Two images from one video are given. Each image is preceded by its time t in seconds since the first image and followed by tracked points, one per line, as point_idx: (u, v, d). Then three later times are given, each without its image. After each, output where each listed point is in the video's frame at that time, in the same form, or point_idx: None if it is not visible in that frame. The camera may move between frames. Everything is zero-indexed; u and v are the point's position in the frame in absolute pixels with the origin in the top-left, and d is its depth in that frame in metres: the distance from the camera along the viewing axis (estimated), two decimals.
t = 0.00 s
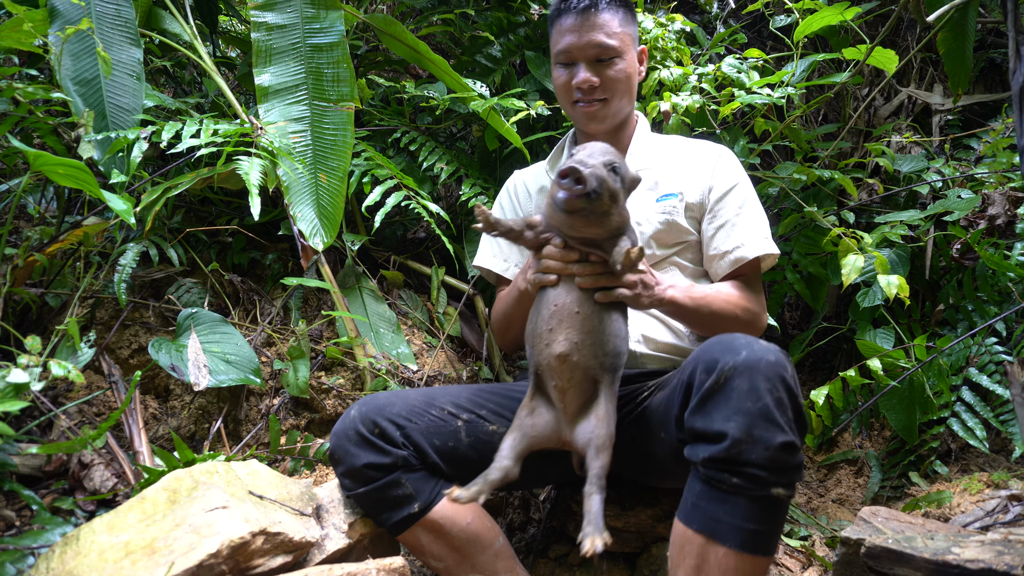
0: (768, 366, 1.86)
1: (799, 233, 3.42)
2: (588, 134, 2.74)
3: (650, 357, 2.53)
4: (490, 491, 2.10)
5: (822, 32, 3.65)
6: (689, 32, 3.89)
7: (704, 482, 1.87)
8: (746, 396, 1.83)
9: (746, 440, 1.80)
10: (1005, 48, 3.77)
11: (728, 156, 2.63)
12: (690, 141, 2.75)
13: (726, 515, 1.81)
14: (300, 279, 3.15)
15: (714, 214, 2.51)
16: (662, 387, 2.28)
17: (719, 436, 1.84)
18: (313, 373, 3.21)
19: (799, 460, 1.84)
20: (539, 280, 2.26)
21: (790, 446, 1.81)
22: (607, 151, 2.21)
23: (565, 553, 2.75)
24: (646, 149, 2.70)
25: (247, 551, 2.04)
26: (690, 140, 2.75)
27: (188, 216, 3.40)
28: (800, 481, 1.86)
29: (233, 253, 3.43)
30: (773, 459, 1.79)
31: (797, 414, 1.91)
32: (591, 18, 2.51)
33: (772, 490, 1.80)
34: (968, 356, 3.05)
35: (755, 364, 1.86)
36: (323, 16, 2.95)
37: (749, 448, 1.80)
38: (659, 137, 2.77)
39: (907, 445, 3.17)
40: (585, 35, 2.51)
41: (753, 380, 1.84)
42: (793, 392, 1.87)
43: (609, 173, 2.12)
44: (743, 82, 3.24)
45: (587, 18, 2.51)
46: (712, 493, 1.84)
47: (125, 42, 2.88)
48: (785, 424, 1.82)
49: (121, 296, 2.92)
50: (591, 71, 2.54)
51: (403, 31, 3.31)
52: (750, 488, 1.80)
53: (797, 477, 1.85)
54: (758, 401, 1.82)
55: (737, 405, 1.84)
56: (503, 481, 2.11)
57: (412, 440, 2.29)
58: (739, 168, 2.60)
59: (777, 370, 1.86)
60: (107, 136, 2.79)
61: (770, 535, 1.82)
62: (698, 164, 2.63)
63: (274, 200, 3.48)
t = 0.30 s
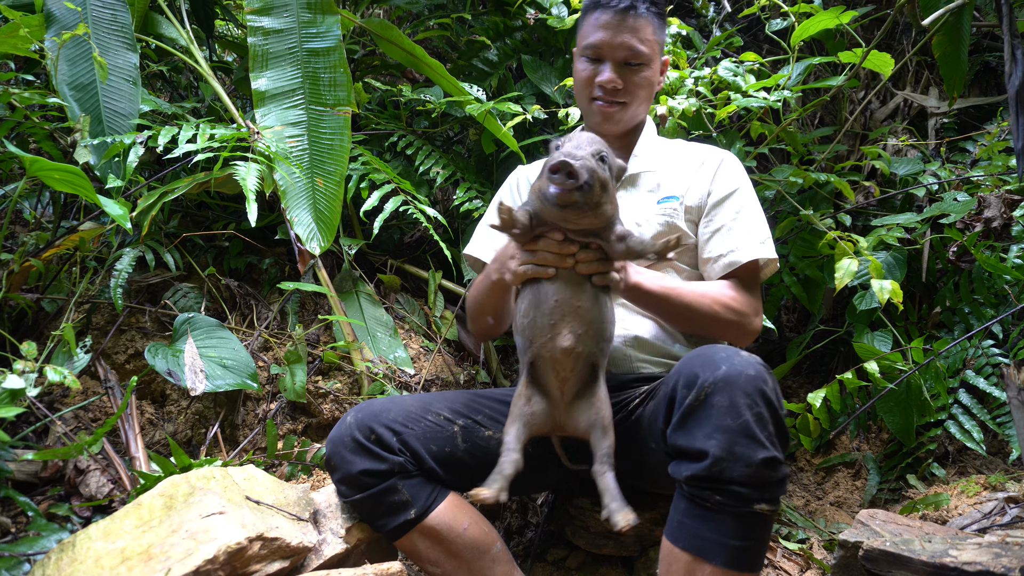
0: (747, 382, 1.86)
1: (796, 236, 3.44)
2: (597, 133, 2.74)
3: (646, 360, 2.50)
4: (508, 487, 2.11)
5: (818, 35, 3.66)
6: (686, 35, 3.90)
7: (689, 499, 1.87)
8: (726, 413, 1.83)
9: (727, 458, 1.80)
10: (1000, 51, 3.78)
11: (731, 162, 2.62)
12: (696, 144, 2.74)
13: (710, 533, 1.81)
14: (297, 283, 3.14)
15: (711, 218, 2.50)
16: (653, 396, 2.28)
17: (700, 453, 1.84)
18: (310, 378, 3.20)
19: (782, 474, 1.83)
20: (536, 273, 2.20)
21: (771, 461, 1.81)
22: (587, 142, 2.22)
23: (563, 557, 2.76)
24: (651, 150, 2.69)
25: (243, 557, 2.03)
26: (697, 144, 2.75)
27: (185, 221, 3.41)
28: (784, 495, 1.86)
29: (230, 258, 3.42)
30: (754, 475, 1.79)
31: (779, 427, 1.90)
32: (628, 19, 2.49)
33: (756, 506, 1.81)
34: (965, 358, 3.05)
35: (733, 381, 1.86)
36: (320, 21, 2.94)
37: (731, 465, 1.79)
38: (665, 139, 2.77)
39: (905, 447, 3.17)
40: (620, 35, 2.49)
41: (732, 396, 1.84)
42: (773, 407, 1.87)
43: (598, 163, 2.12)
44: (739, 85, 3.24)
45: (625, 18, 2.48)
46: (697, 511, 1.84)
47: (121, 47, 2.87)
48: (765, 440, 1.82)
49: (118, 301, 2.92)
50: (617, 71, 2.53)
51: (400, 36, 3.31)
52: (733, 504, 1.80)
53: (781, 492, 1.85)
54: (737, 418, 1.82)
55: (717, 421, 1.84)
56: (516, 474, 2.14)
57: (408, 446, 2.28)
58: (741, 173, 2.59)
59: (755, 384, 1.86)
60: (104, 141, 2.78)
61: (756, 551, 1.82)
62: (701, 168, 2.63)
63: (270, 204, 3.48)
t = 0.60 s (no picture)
0: (729, 387, 1.86)
1: (792, 238, 3.44)
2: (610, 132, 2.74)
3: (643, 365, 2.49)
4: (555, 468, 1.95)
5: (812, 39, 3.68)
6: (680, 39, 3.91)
7: (675, 505, 1.88)
8: (708, 418, 1.84)
9: (711, 464, 1.80)
10: (993, 55, 3.81)
11: (731, 175, 2.64)
12: (700, 155, 2.75)
13: (697, 538, 1.82)
14: (292, 287, 3.14)
15: (704, 226, 2.52)
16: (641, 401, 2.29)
17: (684, 460, 1.84)
18: (307, 383, 3.20)
19: (767, 477, 1.84)
20: (543, 256, 2.17)
21: (755, 465, 1.81)
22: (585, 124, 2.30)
23: (560, 561, 2.76)
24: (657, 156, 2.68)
25: (239, 563, 2.02)
26: (699, 155, 2.76)
27: (181, 225, 3.40)
28: (769, 496, 1.86)
29: (226, 262, 3.42)
30: (739, 480, 1.79)
31: (764, 429, 1.90)
32: (675, 30, 2.50)
33: (741, 510, 1.82)
34: (960, 361, 3.06)
35: (714, 386, 1.86)
36: (315, 25, 2.95)
37: (716, 470, 1.80)
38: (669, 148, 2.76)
39: (900, 449, 3.18)
40: (664, 42, 2.50)
41: (714, 401, 1.84)
42: (756, 410, 1.87)
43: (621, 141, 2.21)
44: (733, 88, 3.24)
45: (671, 28, 2.49)
46: (684, 517, 1.85)
47: (116, 52, 2.87)
48: (749, 444, 1.83)
49: (113, 306, 2.91)
50: (649, 78, 2.54)
51: (396, 40, 3.32)
52: (718, 509, 1.81)
53: (767, 493, 1.85)
54: (720, 423, 1.82)
55: (700, 427, 1.84)
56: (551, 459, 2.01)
57: (404, 451, 2.27)
58: (742, 189, 2.61)
59: (738, 389, 1.86)
60: (99, 146, 2.78)
61: (743, 554, 1.84)
62: (703, 178, 2.64)
63: (266, 209, 3.48)
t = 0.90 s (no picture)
0: (731, 377, 1.85)
1: (786, 240, 3.45)
2: (609, 138, 2.74)
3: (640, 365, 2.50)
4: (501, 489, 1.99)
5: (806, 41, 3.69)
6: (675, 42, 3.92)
7: (678, 496, 1.86)
8: (711, 408, 1.83)
9: (713, 453, 1.79)
10: (985, 56, 3.83)
11: (732, 179, 2.64)
12: (700, 159, 2.76)
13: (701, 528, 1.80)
14: (289, 292, 3.14)
15: (705, 230, 2.52)
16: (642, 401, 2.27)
17: (686, 450, 1.83)
18: (303, 387, 3.20)
19: (769, 467, 1.82)
20: (520, 268, 2.16)
21: (758, 454, 1.80)
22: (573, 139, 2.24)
23: (558, 563, 2.76)
24: (655, 162, 2.69)
25: (237, 568, 2.01)
26: (699, 159, 2.76)
27: (176, 230, 3.40)
28: (772, 486, 1.84)
29: (221, 267, 3.42)
30: (742, 470, 1.78)
31: (767, 419, 1.89)
32: (668, 37, 2.51)
33: (744, 499, 1.80)
34: (955, 360, 3.08)
35: (716, 376, 1.85)
36: (310, 30, 2.95)
37: (718, 460, 1.79)
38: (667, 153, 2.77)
39: (897, 449, 3.18)
40: (657, 49, 2.51)
41: (716, 391, 1.84)
42: (759, 400, 1.86)
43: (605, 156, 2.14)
44: (728, 91, 3.25)
45: (664, 35, 2.51)
46: (687, 507, 1.84)
47: (110, 57, 2.86)
48: (751, 433, 1.81)
49: (108, 311, 2.91)
50: (645, 83, 2.54)
51: (390, 44, 3.32)
52: (722, 499, 1.79)
53: (770, 484, 1.84)
54: (722, 413, 1.81)
55: (703, 417, 1.83)
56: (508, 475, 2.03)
57: (403, 453, 2.27)
58: (742, 191, 2.61)
59: (740, 379, 1.85)
60: (93, 152, 2.77)
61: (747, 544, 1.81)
62: (702, 181, 2.64)
63: (262, 214, 3.48)
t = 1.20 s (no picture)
0: (752, 386, 1.87)
1: (784, 242, 3.46)
2: (616, 133, 2.71)
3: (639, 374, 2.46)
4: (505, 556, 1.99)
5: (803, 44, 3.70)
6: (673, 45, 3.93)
7: (697, 507, 1.86)
8: (733, 417, 1.84)
9: (735, 462, 1.80)
10: (982, 60, 3.84)
11: (739, 179, 2.58)
12: (708, 158, 2.71)
13: (722, 539, 1.81)
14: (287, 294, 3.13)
15: (708, 233, 2.48)
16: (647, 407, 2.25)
17: (709, 459, 1.83)
18: (301, 389, 3.20)
19: (790, 478, 1.84)
20: (496, 317, 2.08)
21: (779, 465, 1.81)
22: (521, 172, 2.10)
23: (556, 566, 2.76)
24: (661, 162, 2.65)
25: (233, 570, 2.00)
26: (707, 158, 2.71)
27: (174, 232, 3.40)
28: (792, 498, 1.86)
29: (219, 269, 3.41)
30: (763, 480, 1.79)
31: (786, 431, 1.91)
32: (676, 27, 2.47)
33: (766, 511, 1.80)
34: (952, 364, 3.08)
35: (738, 384, 1.87)
36: (308, 32, 2.95)
37: (740, 469, 1.80)
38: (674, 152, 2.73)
39: (894, 452, 3.19)
40: (665, 41, 2.47)
41: (738, 400, 1.85)
42: (779, 409, 1.88)
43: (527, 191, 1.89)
44: (726, 94, 3.25)
45: (672, 26, 2.47)
46: (707, 518, 1.84)
47: (108, 59, 2.87)
48: (773, 443, 1.83)
49: (106, 313, 2.90)
50: (653, 76, 2.51)
51: (389, 47, 3.32)
52: (744, 510, 1.80)
53: (789, 495, 1.85)
54: (744, 421, 1.83)
55: (725, 426, 1.84)
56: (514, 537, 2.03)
57: (399, 457, 2.27)
58: (750, 191, 2.56)
59: (761, 388, 1.87)
60: (91, 153, 2.77)
61: (766, 556, 1.82)
62: (708, 181, 2.60)
63: (260, 215, 3.48)
